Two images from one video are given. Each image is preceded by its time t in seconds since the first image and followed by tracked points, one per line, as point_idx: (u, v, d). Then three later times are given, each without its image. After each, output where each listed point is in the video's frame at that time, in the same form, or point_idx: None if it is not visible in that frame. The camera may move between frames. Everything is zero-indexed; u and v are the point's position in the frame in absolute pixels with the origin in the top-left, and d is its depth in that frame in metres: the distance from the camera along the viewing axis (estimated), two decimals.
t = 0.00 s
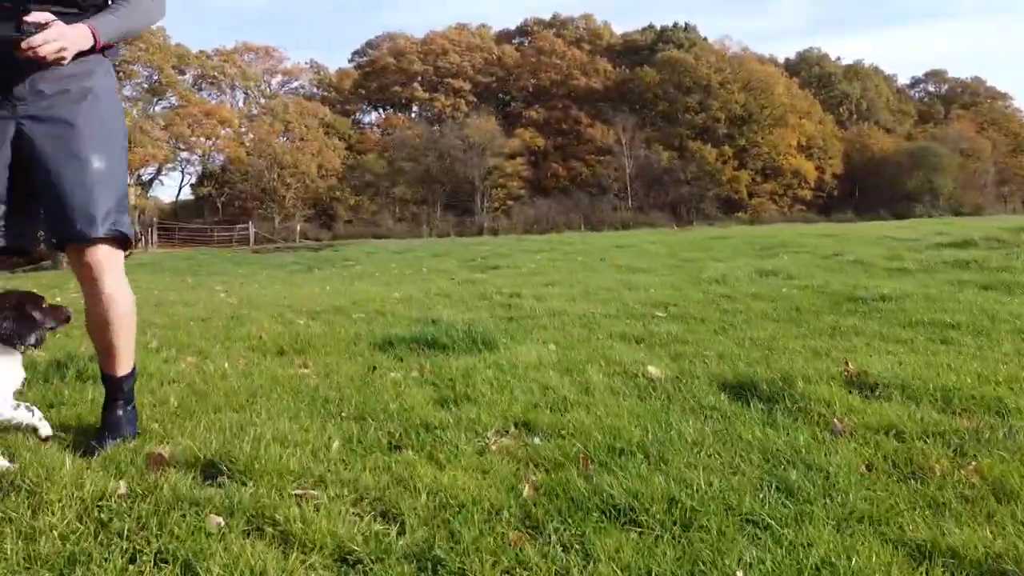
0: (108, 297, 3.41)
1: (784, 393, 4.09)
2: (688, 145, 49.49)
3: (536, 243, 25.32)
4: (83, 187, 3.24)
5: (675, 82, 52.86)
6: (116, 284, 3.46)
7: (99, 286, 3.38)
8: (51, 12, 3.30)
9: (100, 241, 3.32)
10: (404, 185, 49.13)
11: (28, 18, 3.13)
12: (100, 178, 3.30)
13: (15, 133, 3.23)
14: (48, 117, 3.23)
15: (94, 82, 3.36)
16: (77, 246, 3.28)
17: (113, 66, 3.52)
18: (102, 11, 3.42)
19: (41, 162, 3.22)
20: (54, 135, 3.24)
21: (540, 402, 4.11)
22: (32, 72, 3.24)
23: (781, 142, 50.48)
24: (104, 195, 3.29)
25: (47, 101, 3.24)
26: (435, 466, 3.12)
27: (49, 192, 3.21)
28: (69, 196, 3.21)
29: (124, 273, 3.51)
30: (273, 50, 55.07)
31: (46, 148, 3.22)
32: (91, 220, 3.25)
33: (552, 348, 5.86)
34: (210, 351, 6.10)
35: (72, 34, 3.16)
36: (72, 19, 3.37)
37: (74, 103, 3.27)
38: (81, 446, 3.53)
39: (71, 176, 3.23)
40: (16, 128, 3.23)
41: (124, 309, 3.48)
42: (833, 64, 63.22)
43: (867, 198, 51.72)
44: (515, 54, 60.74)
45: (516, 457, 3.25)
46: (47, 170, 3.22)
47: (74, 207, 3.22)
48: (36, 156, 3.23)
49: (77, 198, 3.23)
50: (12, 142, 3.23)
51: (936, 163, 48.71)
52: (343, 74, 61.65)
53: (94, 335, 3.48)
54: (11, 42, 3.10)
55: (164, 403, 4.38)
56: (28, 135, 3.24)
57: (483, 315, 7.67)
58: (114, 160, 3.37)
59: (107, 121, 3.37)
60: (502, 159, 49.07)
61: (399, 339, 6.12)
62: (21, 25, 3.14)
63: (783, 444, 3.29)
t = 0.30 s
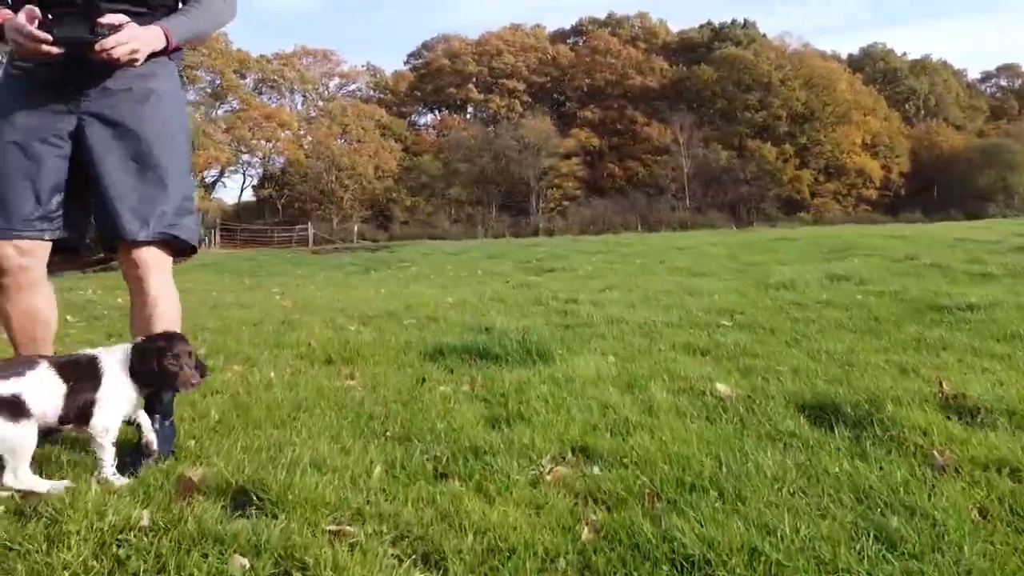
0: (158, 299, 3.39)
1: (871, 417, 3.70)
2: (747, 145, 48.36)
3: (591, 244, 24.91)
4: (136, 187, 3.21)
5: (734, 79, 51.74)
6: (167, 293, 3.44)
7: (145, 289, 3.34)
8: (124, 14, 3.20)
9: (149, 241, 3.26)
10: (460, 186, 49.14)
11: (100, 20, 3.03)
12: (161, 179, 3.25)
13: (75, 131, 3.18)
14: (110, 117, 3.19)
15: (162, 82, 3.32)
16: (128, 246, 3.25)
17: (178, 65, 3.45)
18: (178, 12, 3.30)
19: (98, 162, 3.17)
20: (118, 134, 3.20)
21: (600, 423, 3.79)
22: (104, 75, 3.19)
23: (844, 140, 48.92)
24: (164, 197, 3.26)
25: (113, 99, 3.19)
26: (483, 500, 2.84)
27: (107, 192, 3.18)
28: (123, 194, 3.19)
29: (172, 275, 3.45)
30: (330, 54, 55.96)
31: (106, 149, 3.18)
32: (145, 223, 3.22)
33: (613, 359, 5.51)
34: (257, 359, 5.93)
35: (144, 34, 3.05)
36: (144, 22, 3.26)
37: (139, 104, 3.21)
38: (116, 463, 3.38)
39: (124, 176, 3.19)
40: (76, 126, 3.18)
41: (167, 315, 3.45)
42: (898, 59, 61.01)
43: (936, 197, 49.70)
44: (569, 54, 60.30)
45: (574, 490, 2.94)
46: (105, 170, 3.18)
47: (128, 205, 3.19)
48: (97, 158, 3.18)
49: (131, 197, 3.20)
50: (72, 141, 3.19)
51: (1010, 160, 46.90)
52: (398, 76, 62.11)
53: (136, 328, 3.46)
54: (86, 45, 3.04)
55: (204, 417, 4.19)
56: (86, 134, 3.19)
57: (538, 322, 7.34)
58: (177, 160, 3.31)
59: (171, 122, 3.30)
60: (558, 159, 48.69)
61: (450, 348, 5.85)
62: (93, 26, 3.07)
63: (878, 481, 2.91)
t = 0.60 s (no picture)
0: (213, 308, 3.27)
1: (984, 452, 3.30)
2: (844, 143, 46.37)
3: (678, 247, 24.31)
4: (205, 199, 3.16)
5: (832, 75, 49.68)
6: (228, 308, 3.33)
7: (209, 297, 3.25)
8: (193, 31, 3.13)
9: (216, 249, 3.21)
10: (545, 188, 48.95)
11: (172, 35, 2.99)
12: (221, 191, 3.20)
13: (149, 145, 3.13)
14: (181, 131, 3.13)
15: (224, 100, 3.26)
16: (193, 252, 3.21)
17: (239, 84, 3.36)
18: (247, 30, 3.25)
19: (176, 178, 3.13)
20: (186, 147, 3.14)
21: (676, 448, 3.53)
22: (173, 88, 3.13)
23: (950, 136, 46.29)
24: (225, 210, 3.21)
25: (184, 112, 3.14)
26: (541, 536, 2.62)
27: (177, 205, 3.14)
28: (194, 205, 3.15)
29: (231, 281, 3.36)
30: (419, 58, 56.98)
31: (177, 163, 3.14)
32: (213, 232, 3.18)
33: (693, 375, 5.20)
34: (329, 368, 5.88)
35: (215, 52, 3.00)
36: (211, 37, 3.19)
37: (204, 118, 3.17)
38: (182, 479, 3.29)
39: (196, 190, 3.15)
40: (150, 142, 3.12)
41: (228, 324, 3.32)
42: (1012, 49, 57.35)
43: None
44: (657, 52, 59.36)
45: (640, 527, 2.70)
46: (181, 183, 3.14)
47: (198, 215, 3.15)
48: (169, 172, 3.14)
49: (199, 209, 3.16)
50: (146, 155, 3.13)
51: None
52: (485, 79, 62.62)
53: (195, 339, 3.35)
54: (157, 59, 2.98)
55: (267, 429, 4.12)
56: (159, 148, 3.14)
57: (616, 332, 7.07)
58: (237, 174, 3.25)
59: (231, 136, 3.25)
60: (645, 159, 47.92)
61: (523, 359, 5.66)
62: (165, 41, 3.02)
63: (992, 529, 2.54)
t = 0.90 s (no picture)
0: (231, 309, 3.17)
1: None
2: (906, 141, 44.86)
3: (730, 250, 23.80)
4: (228, 213, 3.12)
5: (894, 71, 48.21)
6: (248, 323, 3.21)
7: (227, 306, 3.17)
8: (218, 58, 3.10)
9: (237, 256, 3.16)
10: (597, 188, 48.53)
11: (197, 61, 2.95)
12: (239, 206, 3.16)
13: (174, 166, 3.09)
14: (205, 150, 3.09)
15: (242, 120, 3.21)
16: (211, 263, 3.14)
17: (251, 105, 3.31)
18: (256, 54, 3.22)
19: (203, 196, 3.10)
20: (210, 167, 3.12)
21: (716, 469, 3.34)
22: (196, 109, 3.08)
23: (1020, 133, 44.35)
24: (241, 224, 3.17)
25: (208, 131, 3.11)
26: (565, 564, 2.48)
27: (201, 222, 3.10)
28: (218, 221, 3.10)
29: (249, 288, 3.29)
30: (471, 60, 57.43)
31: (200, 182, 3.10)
32: (231, 243, 3.14)
33: (739, 387, 4.97)
34: (366, 374, 5.79)
35: (232, 74, 2.98)
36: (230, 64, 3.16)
37: (225, 138, 3.13)
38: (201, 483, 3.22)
39: (217, 205, 3.10)
40: (176, 162, 3.09)
41: (248, 331, 3.20)
42: None
43: None
44: (712, 51, 58.51)
45: (676, 559, 2.53)
46: (205, 201, 3.10)
47: (220, 230, 3.11)
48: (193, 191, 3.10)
49: (221, 224, 3.11)
50: (173, 176, 3.10)
51: None
52: (537, 80, 62.68)
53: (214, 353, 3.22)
54: (183, 84, 2.95)
55: (296, 439, 4.04)
56: (185, 169, 3.11)
57: (661, 340, 6.86)
58: (253, 189, 3.22)
59: (249, 152, 3.21)
60: (698, 159, 47.16)
61: (564, 368, 5.50)
62: (191, 66, 2.98)
63: None
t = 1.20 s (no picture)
0: (255, 298, 3.45)
1: None
2: (919, 141, 44.52)
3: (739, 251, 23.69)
4: (243, 210, 3.25)
5: (907, 71, 47.77)
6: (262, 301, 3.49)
7: (252, 296, 3.43)
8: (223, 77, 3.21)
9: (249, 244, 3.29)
10: (607, 189, 48.47)
11: (199, 83, 3.05)
12: (254, 199, 3.31)
13: (185, 172, 3.20)
14: (213, 156, 3.22)
15: (246, 123, 3.35)
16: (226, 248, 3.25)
17: (253, 107, 3.43)
18: (257, 64, 3.36)
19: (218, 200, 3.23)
20: (222, 169, 3.25)
21: (715, 478, 3.31)
22: (198, 128, 3.19)
23: None
24: (254, 218, 3.30)
25: (219, 136, 3.23)
26: None
27: (218, 222, 3.23)
28: (234, 219, 3.23)
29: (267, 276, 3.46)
30: (482, 60, 57.46)
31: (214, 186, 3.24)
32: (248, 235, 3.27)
33: (746, 395, 4.90)
34: (368, 380, 5.74)
35: (233, 91, 3.09)
36: (234, 78, 3.29)
37: (234, 142, 3.27)
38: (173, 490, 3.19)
39: (232, 204, 3.25)
40: (188, 166, 3.20)
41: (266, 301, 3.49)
42: None
43: None
44: (722, 51, 58.28)
45: None
46: (220, 201, 3.24)
47: (240, 227, 3.24)
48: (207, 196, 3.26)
49: (237, 222, 3.25)
50: (185, 181, 3.22)
51: None
52: (547, 81, 62.69)
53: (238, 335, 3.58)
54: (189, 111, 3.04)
55: (295, 446, 4.00)
56: (196, 173, 3.23)
57: (667, 345, 6.77)
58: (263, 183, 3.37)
59: (255, 151, 3.35)
60: (708, 159, 46.96)
61: (568, 375, 5.42)
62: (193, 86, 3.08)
63: None
